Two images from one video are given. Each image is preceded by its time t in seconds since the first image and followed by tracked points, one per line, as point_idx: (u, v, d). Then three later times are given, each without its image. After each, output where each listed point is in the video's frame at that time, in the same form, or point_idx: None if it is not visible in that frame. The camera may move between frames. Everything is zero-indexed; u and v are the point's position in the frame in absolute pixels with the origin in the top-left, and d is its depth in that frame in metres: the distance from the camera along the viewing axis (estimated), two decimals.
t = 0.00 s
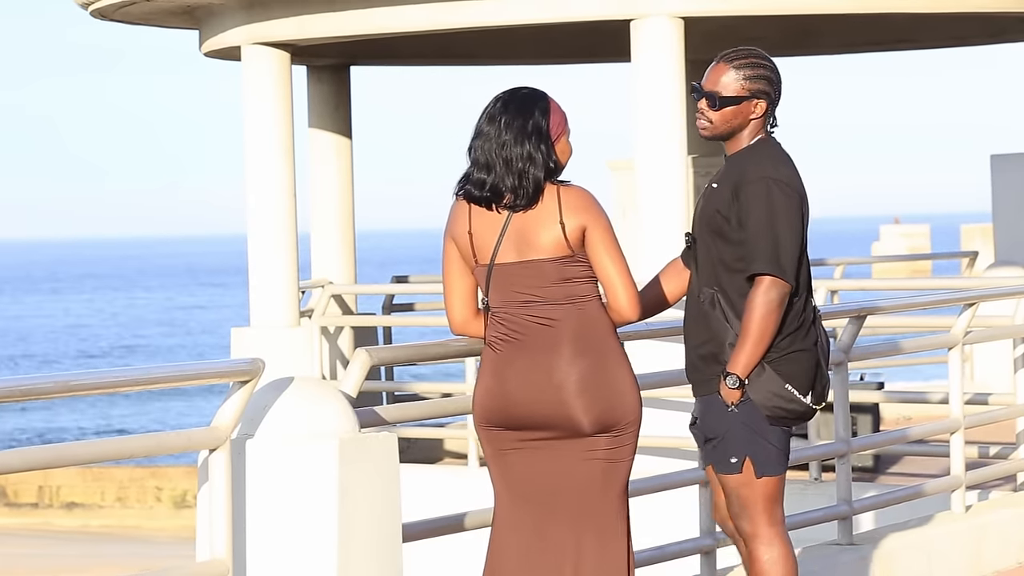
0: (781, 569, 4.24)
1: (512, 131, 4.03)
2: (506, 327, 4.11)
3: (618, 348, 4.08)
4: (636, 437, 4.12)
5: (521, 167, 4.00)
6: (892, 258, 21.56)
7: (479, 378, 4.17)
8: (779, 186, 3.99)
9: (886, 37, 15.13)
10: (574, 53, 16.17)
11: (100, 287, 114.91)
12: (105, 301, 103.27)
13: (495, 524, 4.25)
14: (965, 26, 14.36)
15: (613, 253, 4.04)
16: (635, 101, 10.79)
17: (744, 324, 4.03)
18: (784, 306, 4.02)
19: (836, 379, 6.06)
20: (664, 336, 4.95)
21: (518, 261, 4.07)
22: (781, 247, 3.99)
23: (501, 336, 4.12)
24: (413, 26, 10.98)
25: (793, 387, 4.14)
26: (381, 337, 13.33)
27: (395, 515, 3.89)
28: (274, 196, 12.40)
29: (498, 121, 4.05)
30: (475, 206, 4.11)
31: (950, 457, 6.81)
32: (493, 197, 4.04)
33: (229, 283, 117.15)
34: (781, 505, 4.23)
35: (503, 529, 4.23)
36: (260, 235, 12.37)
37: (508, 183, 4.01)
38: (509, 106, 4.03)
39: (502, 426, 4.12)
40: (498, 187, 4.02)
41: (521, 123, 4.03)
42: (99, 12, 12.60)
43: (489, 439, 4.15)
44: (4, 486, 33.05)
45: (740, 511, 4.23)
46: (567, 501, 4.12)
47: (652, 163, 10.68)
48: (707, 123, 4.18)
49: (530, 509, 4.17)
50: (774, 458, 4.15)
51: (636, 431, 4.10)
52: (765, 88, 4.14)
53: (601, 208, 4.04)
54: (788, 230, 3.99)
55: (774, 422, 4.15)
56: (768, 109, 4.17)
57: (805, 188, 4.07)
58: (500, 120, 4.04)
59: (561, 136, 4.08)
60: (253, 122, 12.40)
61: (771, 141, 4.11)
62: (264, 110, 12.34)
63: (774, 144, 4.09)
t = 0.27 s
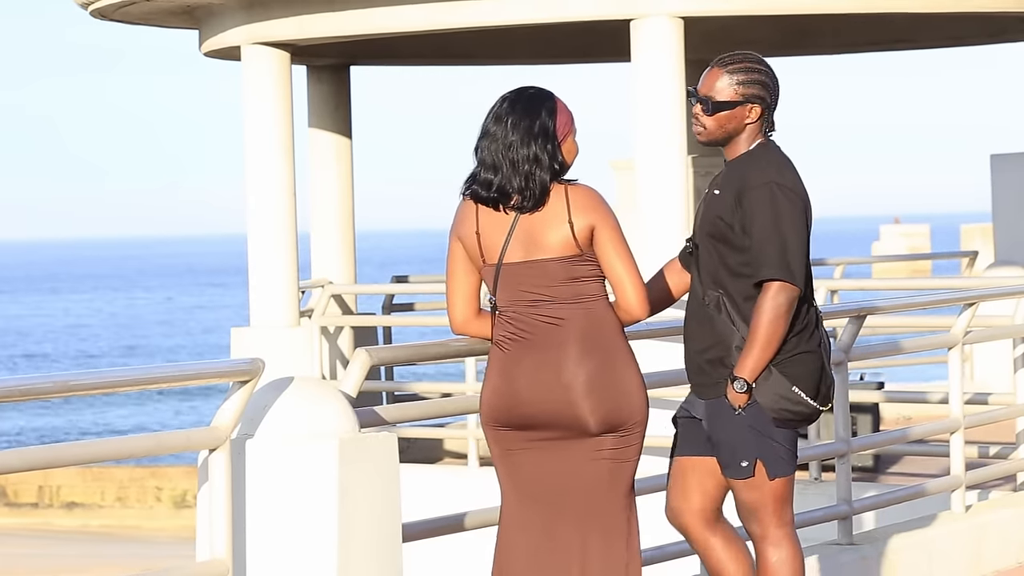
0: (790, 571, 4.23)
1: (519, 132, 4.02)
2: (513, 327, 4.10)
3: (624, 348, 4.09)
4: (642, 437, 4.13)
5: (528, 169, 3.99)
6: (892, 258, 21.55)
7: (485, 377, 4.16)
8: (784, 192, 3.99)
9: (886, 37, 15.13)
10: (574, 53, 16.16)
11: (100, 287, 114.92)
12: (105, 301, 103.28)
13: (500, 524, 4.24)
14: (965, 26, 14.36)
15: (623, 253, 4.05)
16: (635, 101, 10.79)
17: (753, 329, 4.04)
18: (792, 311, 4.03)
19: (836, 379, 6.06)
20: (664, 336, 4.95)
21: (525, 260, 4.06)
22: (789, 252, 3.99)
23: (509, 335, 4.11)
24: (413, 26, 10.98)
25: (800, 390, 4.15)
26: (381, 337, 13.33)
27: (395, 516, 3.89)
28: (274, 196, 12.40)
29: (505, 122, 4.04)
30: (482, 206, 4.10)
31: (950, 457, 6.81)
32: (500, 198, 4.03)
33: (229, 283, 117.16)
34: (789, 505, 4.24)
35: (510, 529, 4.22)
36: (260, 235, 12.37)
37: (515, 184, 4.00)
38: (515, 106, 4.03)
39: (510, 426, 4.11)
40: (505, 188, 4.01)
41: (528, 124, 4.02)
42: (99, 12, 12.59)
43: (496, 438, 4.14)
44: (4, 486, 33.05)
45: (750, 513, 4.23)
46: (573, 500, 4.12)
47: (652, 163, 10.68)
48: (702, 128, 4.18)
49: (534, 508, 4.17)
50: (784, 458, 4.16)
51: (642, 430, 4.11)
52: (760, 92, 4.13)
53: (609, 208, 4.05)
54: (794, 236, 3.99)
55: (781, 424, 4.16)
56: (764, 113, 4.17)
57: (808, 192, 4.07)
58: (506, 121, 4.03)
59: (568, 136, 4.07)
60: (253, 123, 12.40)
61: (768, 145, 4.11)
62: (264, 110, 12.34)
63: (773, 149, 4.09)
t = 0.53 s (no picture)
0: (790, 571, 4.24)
1: (529, 132, 4.03)
2: (521, 328, 4.10)
3: (632, 348, 4.09)
4: (650, 437, 4.13)
5: (538, 168, 3.99)
6: (893, 259, 21.53)
7: (494, 378, 4.16)
8: (795, 195, 3.99)
9: (886, 37, 15.13)
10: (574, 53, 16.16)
11: (99, 287, 114.90)
12: (105, 300, 103.26)
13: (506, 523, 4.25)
14: (965, 27, 14.36)
15: (632, 253, 4.05)
16: (635, 102, 10.79)
17: (758, 331, 4.03)
18: (799, 314, 4.03)
19: (836, 379, 6.06)
20: (665, 336, 4.96)
21: (534, 261, 4.06)
22: (799, 255, 3.98)
23: (516, 337, 4.11)
24: (413, 26, 10.98)
25: (800, 393, 4.15)
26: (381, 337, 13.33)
27: (395, 516, 3.89)
28: (274, 195, 12.41)
29: (515, 122, 4.05)
30: (490, 206, 4.09)
31: (950, 458, 6.81)
32: (509, 198, 4.03)
33: (229, 283, 117.15)
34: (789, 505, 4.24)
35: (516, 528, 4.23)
36: (260, 235, 12.37)
37: (525, 183, 4.00)
38: (525, 106, 4.04)
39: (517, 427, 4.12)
40: (515, 188, 4.01)
41: (537, 124, 4.03)
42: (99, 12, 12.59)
43: (504, 439, 4.14)
44: (3, 486, 33.04)
45: (750, 513, 4.22)
46: (579, 500, 4.13)
47: (652, 163, 10.68)
48: (715, 133, 4.18)
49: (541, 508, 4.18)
50: (783, 459, 4.17)
51: (650, 431, 4.11)
52: (771, 94, 4.13)
53: (618, 208, 4.05)
54: (805, 240, 3.99)
55: (780, 427, 4.16)
56: (775, 115, 4.17)
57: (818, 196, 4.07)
58: (516, 121, 4.04)
59: (577, 137, 4.08)
60: (253, 122, 12.40)
61: (779, 148, 4.11)
62: (264, 110, 12.34)
63: (784, 152, 4.09)
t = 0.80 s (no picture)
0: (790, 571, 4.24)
1: (526, 132, 4.03)
2: (520, 329, 4.10)
3: (631, 349, 4.08)
4: (648, 437, 4.13)
5: (535, 168, 4.00)
6: (893, 259, 21.51)
7: (493, 379, 4.16)
8: (796, 196, 4.00)
9: (886, 37, 15.13)
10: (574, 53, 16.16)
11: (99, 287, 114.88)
12: (105, 301, 103.26)
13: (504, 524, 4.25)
14: (965, 26, 14.35)
15: (630, 253, 4.07)
16: (635, 102, 10.79)
17: (762, 331, 4.03)
18: (801, 314, 4.03)
19: (836, 379, 6.06)
20: (665, 336, 4.96)
21: (532, 262, 4.06)
22: (800, 256, 3.99)
23: (515, 338, 4.11)
24: (413, 26, 10.98)
25: (802, 394, 4.15)
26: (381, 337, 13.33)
27: (395, 516, 3.89)
28: (274, 196, 12.41)
29: (512, 122, 4.05)
30: (488, 207, 4.09)
31: (951, 457, 6.81)
32: (506, 198, 4.03)
33: (230, 283, 117.16)
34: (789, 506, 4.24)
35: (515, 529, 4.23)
36: (260, 235, 12.37)
37: (522, 183, 4.00)
38: (523, 106, 4.04)
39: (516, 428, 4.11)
40: (511, 188, 4.01)
41: (535, 123, 4.03)
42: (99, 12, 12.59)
43: (502, 441, 4.15)
44: (3, 486, 33.05)
45: (751, 514, 4.22)
46: (578, 501, 4.13)
47: (652, 164, 10.68)
48: (714, 133, 4.18)
49: (540, 509, 4.18)
50: (784, 459, 4.16)
51: (649, 431, 4.11)
52: (771, 96, 4.14)
53: (615, 209, 4.05)
54: (807, 240, 3.99)
55: (782, 428, 4.16)
56: (774, 116, 4.17)
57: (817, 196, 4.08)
58: (514, 121, 4.04)
59: (574, 137, 4.08)
60: (254, 123, 12.40)
61: (778, 148, 4.12)
62: (264, 110, 12.34)
63: (784, 153, 4.09)
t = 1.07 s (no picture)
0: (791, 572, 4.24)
1: (518, 134, 4.02)
2: (508, 327, 4.10)
3: (619, 348, 4.07)
4: (638, 436, 4.11)
5: (529, 171, 4.00)
6: (894, 260, 21.52)
7: (483, 377, 4.17)
8: (789, 196, 3.98)
9: (887, 37, 15.12)
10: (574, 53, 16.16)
11: (99, 287, 114.87)
12: (105, 301, 103.27)
13: (499, 524, 4.26)
14: (965, 27, 14.35)
15: (615, 254, 4.03)
16: (635, 102, 10.79)
17: (758, 332, 4.02)
18: (798, 315, 4.01)
19: (836, 379, 6.06)
20: (665, 336, 4.96)
21: (519, 261, 4.07)
22: (793, 257, 3.96)
23: (503, 335, 4.12)
24: (413, 26, 10.98)
25: (801, 395, 4.13)
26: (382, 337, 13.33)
27: (395, 516, 3.90)
28: (274, 196, 12.41)
29: (503, 125, 4.04)
30: (480, 209, 4.10)
31: (951, 458, 6.81)
32: (500, 202, 4.03)
33: (230, 283, 117.16)
34: (791, 507, 4.23)
35: (507, 528, 4.24)
36: (260, 235, 12.37)
37: (516, 187, 4.00)
38: (513, 108, 4.03)
39: (505, 426, 4.13)
40: (506, 192, 4.01)
41: (527, 126, 4.02)
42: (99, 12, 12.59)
43: (492, 439, 4.17)
44: (4, 487, 33.07)
45: (751, 515, 4.23)
46: (567, 500, 4.12)
47: (652, 164, 10.68)
48: (709, 134, 4.18)
49: (532, 508, 4.18)
50: (784, 460, 4.16)
51: (637, 430, 4.09)
52: (765, 96, 4.14)
53: (602, 208, 4.03)
54: (801, 241, 3.97)
55: (782, 429, 4.14)
56: (769, 116, 4.17)
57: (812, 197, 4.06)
58: (505, 124, 4.03)
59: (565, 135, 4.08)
60: (254, 123, 12.40)
61: (774, 149, 4.12)
62: (264, 110, 12.34)
63: (780, 154, 4.09)
